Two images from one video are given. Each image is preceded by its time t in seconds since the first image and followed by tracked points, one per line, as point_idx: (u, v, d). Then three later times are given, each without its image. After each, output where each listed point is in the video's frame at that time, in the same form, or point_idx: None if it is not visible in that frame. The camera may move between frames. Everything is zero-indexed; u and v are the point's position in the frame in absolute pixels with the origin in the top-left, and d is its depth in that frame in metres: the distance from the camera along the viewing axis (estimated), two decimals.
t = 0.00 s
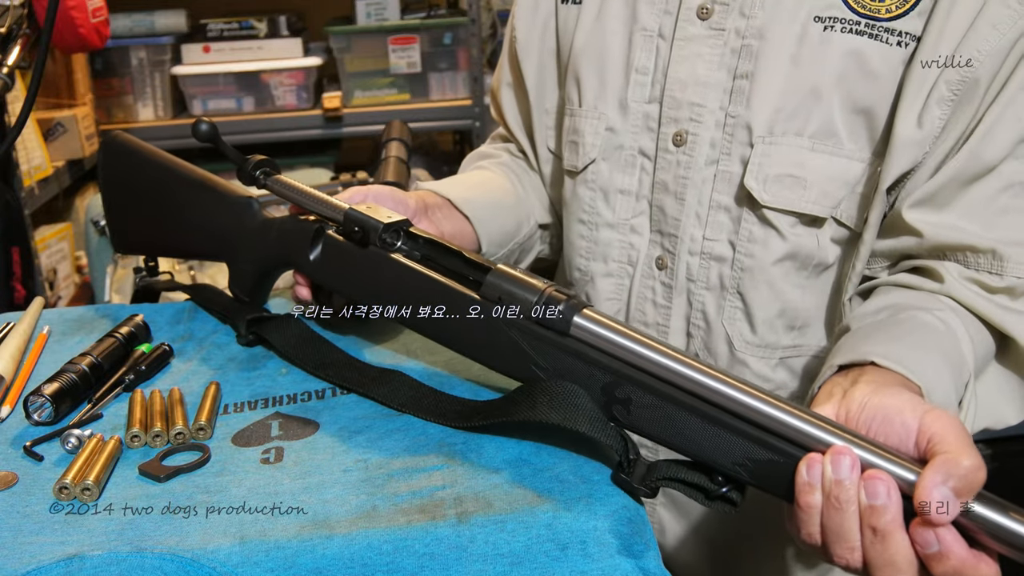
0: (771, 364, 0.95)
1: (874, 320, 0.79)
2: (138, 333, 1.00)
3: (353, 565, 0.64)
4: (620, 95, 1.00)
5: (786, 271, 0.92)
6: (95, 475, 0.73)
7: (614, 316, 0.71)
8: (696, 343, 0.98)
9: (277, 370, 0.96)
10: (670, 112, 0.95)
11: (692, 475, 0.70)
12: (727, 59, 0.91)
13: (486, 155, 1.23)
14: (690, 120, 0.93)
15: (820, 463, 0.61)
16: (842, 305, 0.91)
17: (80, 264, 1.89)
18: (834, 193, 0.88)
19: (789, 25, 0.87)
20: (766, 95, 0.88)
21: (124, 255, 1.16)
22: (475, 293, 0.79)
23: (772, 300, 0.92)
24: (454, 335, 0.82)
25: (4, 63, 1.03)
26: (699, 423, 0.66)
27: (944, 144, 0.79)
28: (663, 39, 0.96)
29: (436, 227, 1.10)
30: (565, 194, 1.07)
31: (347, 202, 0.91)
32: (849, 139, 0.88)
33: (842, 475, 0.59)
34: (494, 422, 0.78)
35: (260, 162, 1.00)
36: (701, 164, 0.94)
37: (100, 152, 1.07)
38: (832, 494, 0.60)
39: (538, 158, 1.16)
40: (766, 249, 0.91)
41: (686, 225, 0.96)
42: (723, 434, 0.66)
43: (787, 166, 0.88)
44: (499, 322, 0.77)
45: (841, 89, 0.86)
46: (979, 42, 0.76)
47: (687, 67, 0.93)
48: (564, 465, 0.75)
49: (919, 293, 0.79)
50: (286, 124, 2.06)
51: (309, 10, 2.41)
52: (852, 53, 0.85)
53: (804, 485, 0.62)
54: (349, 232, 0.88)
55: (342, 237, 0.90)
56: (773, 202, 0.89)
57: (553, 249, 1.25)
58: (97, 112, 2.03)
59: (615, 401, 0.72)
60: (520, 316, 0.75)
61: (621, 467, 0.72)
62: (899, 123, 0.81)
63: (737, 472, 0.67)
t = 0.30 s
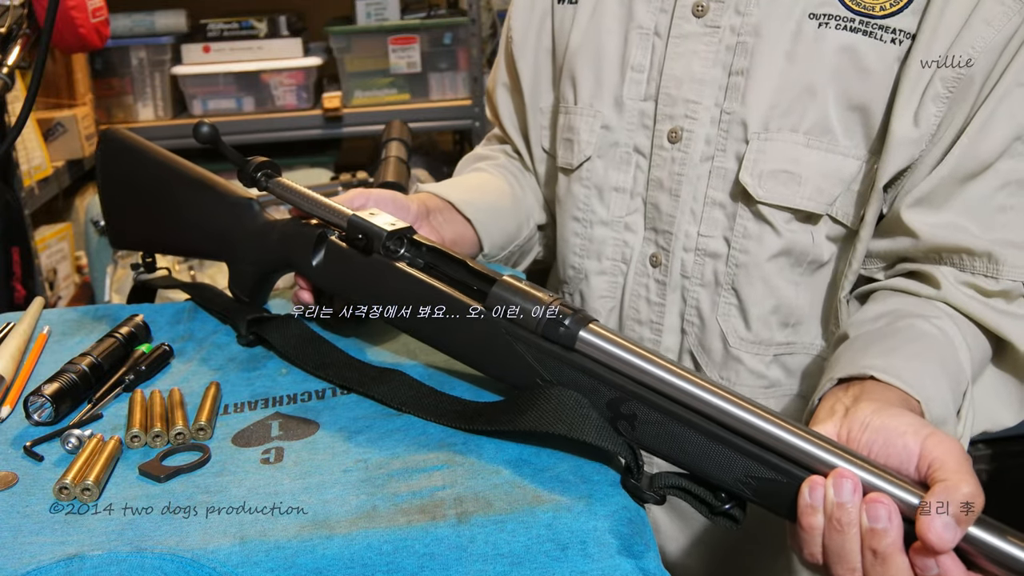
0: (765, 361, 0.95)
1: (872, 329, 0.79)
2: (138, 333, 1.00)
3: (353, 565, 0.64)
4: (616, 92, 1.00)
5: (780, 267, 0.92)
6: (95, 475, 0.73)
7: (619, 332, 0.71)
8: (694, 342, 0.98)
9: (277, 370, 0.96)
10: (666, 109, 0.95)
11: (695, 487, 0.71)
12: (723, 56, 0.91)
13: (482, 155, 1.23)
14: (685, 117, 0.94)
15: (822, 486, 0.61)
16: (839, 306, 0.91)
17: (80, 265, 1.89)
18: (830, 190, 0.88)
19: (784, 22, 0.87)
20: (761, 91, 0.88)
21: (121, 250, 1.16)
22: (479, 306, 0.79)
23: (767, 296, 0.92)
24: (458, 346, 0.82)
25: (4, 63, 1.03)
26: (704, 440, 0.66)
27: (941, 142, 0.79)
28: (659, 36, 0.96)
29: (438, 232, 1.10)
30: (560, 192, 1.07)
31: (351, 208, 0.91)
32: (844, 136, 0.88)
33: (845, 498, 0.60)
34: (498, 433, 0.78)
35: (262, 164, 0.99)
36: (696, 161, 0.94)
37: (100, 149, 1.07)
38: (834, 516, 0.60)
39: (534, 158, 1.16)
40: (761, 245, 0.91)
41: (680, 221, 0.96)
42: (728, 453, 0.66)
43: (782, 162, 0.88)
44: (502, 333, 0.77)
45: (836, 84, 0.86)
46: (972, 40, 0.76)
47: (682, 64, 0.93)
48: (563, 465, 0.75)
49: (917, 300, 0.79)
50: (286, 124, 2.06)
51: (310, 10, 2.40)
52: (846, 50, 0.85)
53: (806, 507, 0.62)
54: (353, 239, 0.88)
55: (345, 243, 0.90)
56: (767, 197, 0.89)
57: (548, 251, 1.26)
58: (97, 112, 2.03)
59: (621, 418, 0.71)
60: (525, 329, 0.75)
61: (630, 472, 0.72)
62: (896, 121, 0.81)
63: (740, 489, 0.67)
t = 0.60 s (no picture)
0: (764, 360, 0.95)
1: (868, 331, 0.79)
2: (138, 333, 1.00)
3: (353, 565, 0.64)
4: (616, 91, 1.00)
5: (780, 267, 0.92)
6: (95, 475, 0.73)
7: (616, 333, 0.71)
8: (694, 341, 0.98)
9: (277, 370, 0.96)
10: (666, 109, 0.95)
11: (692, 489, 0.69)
12: (723, 56, 0.91)
13: (481, 154, 1.22)
14: (686, 117, 0.94)
15: (818, 488, 0.62)
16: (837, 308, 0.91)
17: (80, 265, 1.89)
18: (828, 189, 0.88)
19: (785, 22, 0.87)
20: (760, 90, 0.89)
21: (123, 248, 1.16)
22: (479, 306, 0.79)
23: (766, 296, 0.92)
24: (455, 346, 0.82)
25: (4, 63, 1.03)
26: (700, 442, 0.66)
27: (937, 143, 0.80)
28: (660, 36, 0.96)
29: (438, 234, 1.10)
30: (559, 190, 1.07)
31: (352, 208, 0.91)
32: (843, 136, 0.88)
33: (841, 501, 0.60)
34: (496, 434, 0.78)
35: (263, 164, 0.99)
36: (696, 160, 0.94)
37: (104, 146, 1.07)
38: (830, 519, 0.61)
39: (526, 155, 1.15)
40: (761, 244, 0.91)
41: (680, 220, 0.95)
42: (725, 454, 0.65)
43: (781, 161, 0.89)
44: (500, 332, 0.77)
45: (836, 85, 0.86)
46: (971, 40, 0.76)
47: (682, 64, 0.93)
48: (565, 464, 0.75)
49: (914, 301, 0.79)
50: (286, 124, 2.06)
51: (309, 10, 2.41)
52: (846, 50, 0.85)
53: (802, 510, 0.62)
54: (352, 239, 0.88)
55: (344, 243, 0.90)
56: (766, 196, 0.89)
57: (547, 250, 1.26)
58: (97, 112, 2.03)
59: (616, 419, 0.71)
60: (522, 329, 0.75)
61: (625, 476, 0.71)
62: (892, 118, 0.81)
63: (736, 492, 0.67)
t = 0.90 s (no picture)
0: (769, 357, 0.95)
1: (862, 325, 0.79)
2: (138, 332, 1.00)
3: (353, 565, 0.64)
4: (622, 88, 1.00)
5: (783, 263, 0.91)
6: (95, 475, 0.73)
7: (605, 319, 0.71)
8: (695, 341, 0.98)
9: (277, 370, 0.96)
10: (671, 106, 0.95)
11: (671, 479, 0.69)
12: (728, 53, 0.91)
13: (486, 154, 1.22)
14: (690, 114, 0.94)
15: (802, 473, 0.61)
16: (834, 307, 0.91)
17: (80, 265, 1.89)
18: (832, 186, 0.88)
19: (788, 21, 0.87)
20: (764, 87, 0.89)
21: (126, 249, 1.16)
22: (469, 295, 0.78)
23: (769, 292, 0.92)
24: (448, 337, 0.81)
25: (4, 63, 1.04)
26: (685, 427, 0.66)
27: (933, 138, 0.80)
28: (666, 33, 0.96)
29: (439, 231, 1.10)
30: (565, 186, 1.07)
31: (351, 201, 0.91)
32: (846, 133, 0.89)
33: (825, 487, 0.60)
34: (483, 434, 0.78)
35: (267, 162, 1.00)
36: (700, 157, 0.94)
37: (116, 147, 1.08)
38: (813, 504, 0.61)
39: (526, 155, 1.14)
40: (764, 241, 0.91)
41: (684, 216, 0.96)
42: (710, 438, 0.65)
43: (784, 158, 0.88)
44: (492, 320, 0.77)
45: (839, 83, 0.86)
46: (971, 38, 0.76)
47: (688, 61, 0.94)
48: (564, 465, 0.75)
49: (909, 296, 0.79)
50: (286, 124, 2.06)
51: (309, 10, 2.41)
52: (850, 48, 0.85)
53: (786, 496, 0.62)
54: (348, 229, 0.88)
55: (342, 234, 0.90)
56: (770, 193, 0.89)
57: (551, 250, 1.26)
58: (97, 112, 2.03)
59: (602, 404, 0.71)
60: (512, 316, 0.75)
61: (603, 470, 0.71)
62: (889, 113, 0.82)
63: (721, 480, 0.67)
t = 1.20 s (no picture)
0: (769, 362, 0.95)
1: (864, 331, 0.80)
2: (138, 333, 1.00)
3: (353, 565, 0.64)
4: (630, 89, 1.00)
5: (785, 270, 0.92)
6: (95, 475, 0.73)
7: (607, 325, 0.71)
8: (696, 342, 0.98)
9: (277, 370, 0.96)
10: (676, 109, 0.95)
11: (675, 484, 0.69)
12: (734, 58, 0.91)
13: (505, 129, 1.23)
14: (695, 118, 0.94)
15: (800, 483, 0.62)
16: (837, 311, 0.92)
17: (80, 265, 1.89)
18: (835, 194, 0.89)
19: (794, 26, 0.87)
20: (769, 93, 0.88)
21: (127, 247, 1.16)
22: (472, 298, 0.78)
23: (770, 299, 0.92)
24: (449, 340, 0.81)
25: (4, 63, 1.04)
26: (686, 434, 0.66)
27: (937, 148, 0.80)
28: (674, 36, 0.96)
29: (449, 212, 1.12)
30: (574, 186, 1.08)
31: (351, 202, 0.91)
32: (850, 139, 0.88)
33: (823, 495, 0.60)
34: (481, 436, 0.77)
35: (269, 162, 1.00)
36: (704, 161, 0.94)
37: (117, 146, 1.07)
38: (813, 514, 0.61)
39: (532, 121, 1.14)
40: (766, 247, 0.91)
41: (687, 221, 0.96)
42: (710, 445, 0.66)
43: (787, 165, 0.88)
44: (493, 325, 0.77)
45: (844, 90, 0.86)
46: (979, 47, 0.77)
47: (694, 65, 0.93)
48: (564, 465, 0.75)
49: (913, 305, 0.79)
50: (286, 124, 2.06)
51: (309, 10, 2.41)
52: (855, 55, 0.85)
53: (785, 506, 0.63)
54: (350, 231, 0.88)
55: (343, 235, 0.90)
56: (772, 201, 0.89)
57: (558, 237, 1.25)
58: (97, 112, 2.03)
59: (603, 411, 0.71)
60: (514, 320, 0.75)
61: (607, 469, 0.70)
62: (895, 123, 0.82)
63: (722, 486, 0.67)
